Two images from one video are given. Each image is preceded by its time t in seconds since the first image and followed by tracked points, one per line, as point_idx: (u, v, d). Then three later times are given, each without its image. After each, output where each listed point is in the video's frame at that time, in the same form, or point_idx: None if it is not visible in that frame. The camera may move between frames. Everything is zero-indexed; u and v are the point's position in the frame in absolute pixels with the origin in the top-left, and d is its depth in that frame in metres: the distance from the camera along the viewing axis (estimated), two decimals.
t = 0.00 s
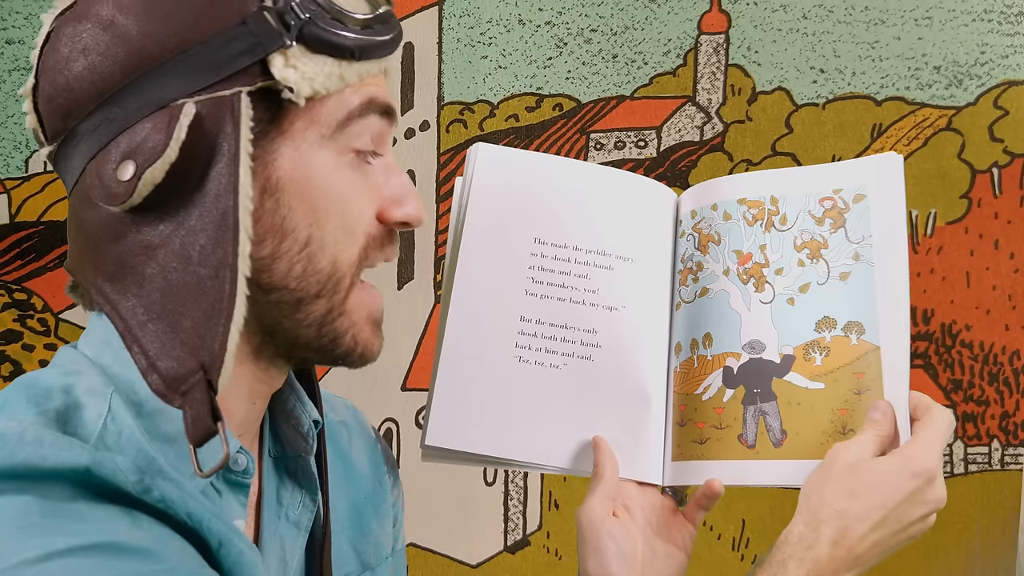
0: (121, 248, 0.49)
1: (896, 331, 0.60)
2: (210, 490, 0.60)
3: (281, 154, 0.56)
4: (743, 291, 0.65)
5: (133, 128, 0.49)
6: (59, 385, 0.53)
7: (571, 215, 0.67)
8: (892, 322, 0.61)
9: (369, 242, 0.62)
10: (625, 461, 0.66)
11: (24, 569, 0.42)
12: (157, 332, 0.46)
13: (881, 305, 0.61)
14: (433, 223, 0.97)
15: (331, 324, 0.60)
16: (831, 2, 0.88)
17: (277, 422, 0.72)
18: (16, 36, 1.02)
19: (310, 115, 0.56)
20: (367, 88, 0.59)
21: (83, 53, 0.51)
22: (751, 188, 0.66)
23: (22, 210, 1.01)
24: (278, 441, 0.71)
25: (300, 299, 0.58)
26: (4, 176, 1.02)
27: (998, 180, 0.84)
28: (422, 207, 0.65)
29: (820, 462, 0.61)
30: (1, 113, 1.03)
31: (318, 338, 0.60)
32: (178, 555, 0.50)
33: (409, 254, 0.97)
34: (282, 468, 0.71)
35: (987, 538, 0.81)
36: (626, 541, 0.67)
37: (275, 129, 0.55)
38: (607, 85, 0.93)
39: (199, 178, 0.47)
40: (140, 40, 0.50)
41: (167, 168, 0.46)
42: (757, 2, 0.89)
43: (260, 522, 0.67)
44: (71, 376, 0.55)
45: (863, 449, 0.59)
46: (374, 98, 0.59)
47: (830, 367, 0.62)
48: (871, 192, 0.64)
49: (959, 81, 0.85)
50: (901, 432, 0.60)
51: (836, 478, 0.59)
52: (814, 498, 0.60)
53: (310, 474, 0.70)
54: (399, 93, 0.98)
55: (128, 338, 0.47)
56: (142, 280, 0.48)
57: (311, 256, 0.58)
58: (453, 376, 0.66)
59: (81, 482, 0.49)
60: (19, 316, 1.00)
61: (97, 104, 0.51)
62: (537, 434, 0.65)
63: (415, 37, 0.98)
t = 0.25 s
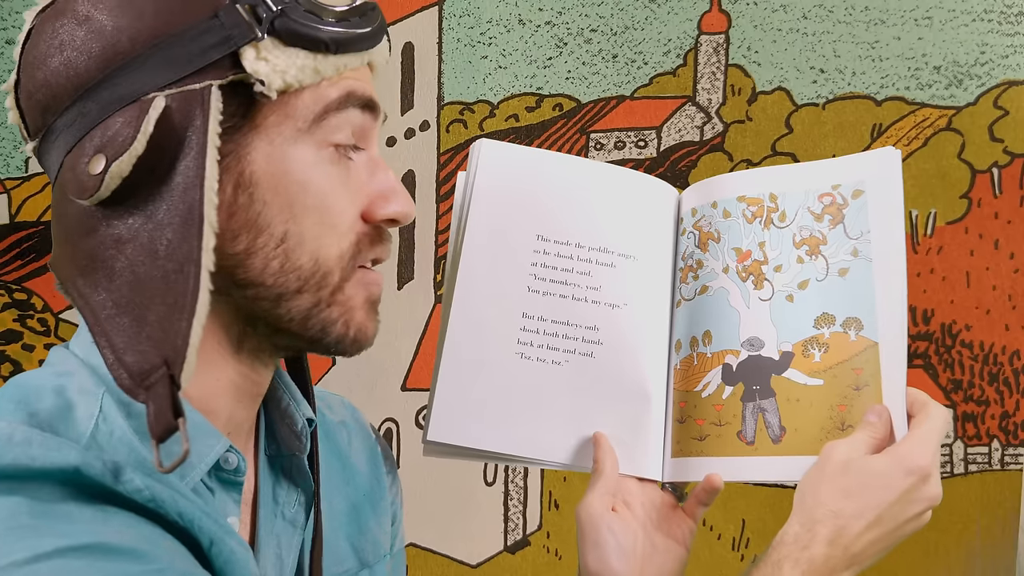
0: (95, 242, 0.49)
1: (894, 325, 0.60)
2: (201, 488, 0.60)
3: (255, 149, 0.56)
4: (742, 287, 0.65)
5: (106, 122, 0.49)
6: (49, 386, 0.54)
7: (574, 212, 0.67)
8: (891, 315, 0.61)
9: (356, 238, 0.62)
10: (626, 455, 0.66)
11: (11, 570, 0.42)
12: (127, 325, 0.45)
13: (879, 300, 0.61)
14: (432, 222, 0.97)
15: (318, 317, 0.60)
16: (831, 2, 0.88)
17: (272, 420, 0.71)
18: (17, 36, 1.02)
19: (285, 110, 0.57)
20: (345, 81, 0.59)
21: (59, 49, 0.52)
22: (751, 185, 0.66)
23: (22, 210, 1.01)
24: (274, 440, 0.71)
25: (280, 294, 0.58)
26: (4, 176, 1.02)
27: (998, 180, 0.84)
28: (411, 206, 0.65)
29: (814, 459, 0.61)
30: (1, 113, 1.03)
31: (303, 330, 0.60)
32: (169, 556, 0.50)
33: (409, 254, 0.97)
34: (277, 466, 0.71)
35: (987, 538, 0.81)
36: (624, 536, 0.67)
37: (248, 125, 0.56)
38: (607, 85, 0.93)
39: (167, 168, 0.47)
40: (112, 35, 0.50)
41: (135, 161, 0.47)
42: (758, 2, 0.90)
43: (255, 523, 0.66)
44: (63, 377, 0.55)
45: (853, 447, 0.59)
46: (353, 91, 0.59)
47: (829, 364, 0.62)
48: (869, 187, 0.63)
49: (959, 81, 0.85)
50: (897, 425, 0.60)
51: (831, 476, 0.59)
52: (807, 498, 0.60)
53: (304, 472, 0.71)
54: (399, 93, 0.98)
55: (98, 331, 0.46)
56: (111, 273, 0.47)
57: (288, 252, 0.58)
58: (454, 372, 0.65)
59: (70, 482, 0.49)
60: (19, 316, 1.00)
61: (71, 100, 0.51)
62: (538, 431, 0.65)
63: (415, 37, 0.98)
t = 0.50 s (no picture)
0: (115, 241, 0.49)
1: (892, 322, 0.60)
2: (203, 486, 0.60)
3: (274, 148, 0.56)
4: (740, 285, 0.65)
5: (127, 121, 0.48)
6: (50, 384, 0.53)
7: (573, 211, 0.67)
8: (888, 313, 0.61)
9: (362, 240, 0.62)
10: (625, 452, 0.66)
11: (11, 568, 0.42)
12: (153, 323, 0.46)
13: (876, 295, 0.61)
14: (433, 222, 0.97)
15: (327, 319, 0.61)
16: (831, 2, 0.88)
17: (272, 419, 0.72)
18: (17, 35, 1.02)
19: (303, 108, 0.57)
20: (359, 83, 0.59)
21: (76, 47, 0.51)
22: (749, 184, 0.66)
23: (22, 210, 1.01)
24: (274, 438, 0.71)
25: (293, 294, 0.58)
26: (4, 175, 1.02)
27: (998, 180, 0.84)
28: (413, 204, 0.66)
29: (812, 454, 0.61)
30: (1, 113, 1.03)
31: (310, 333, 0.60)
32: (168, 553, 0.50)
33: (409, 254, 0.97)
34: (277, 465, 0.71)
35: (987, 538, 0.81)
36: (624, 531, 0.67)
37: (268, 124, 0.55)
38: (607, 85, 0.93)
39: (194, 168, 0.47)
40: (132, 33, 0.50)
41: (161, 160, 0.46)
42: (757, 2, 0.90)
43: (255, 521, 0.67)
44: (63, 375, 0.55)
45: (852, 443, 0.59)
46: (366, 92, 0.59)
47: (829, 359, 0.62)
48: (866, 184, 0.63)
49: (959, 81, 0.85)
50: (896, 421, 0.60)
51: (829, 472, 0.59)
52: (806, 494, 0.60)
53: (304, 470, 0.70)
54: (399, 93, 0.98)
55: (122, 330, 0.47)
56: (135, 271, 0.48)
57: (304, 252, 0.58)
58: (454, 370, 0.66)
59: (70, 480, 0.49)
60: (19, 316, 1.00)
61: (89, 98, 0.50)
62: (537, 428, 0.65)
63: (415, 37, 0.98)
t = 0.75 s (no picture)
0: (126, 240, 0.50)
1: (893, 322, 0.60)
2: (202, 490, 0.59)
3: (285, 152, 0.56)
4: (737, 286, 0.65)
5: (141, 122, 0.49)
6: (52, 385, 0.54)
7: (573, 212, 0.67)
8: (886, 312, 0.60)
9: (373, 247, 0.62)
10: (624, 454, 0.66)
11: (10, 570, 0.42)
12: (165, 323, 0.49)
13: (874, 296, 0.61)
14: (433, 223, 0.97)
15: (336, 318, 0.60)
16: (831, 2, 0.88)
17: (270, 422, 0.72)
18: (16, 36, 1.02)
19: (315, 113, 0.57)
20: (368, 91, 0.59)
21: (92, 47, 0.51)
22: (747, 184, 0.66)
23: (22, 210, 1.01)
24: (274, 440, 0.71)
25: (302, 296, 0.58)
26: (4, 176, 1.02)
27: (998, 180, 0.84)
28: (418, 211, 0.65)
29: (808, 456, 0.61)
30: (1, 113, 1.03)
31: (321, 330, 0.60)
32: (167, 555, 0.50)
33: (409, 254, 0.97)
34: (276, 466, 0.71)
35: (987, 538, 0.81)
36: (622, 534, 0.67)
37: (280, 128, 0.56)
38: (607, 85, 0.93)
39: (208, 171, 0.49)
40: (148, 35, 0.50)
41: (175, 161, 0.47)
42: (757, 2, 0.89)
43: (253, 524, 0.66)
44: (64, 376, 0.55)
45: (850, 444, 0.59)
46: (376, 99, 0.60)
47: (828, 359, 0.62)
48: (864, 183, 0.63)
49: (959, 81, 0.85)
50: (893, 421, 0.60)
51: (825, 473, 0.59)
52: (803, 497, 0.60)
53: (304, 472, 0.71)
54: (399, 93, 0.98)
55: (133, 328, 0.50)
56: (146, 272, 0.50)
57: (313, 254, 0.58)
58: (454, 371, 0.66)
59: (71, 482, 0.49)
60: (19, 316, 1.00)
61: (102, 98, 0.51)
62: (536, 429, 0.65)
63: (415, 37, 0.98)
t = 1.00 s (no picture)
0: (135, 243, 0.50)
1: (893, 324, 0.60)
2: (202, 491, 0.60)
3: (291, 156, 0.56)
4: (734, 288, 0.65)
5: (148, 125, 0.49)
6: (53, 386, 0.53)
7: (569, 216, 0.67)
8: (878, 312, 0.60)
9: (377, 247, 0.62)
10: (621, 457, 0.66)
11: (8, 570, 0.43)
12: (172, 324, 0.48)
13: (869, 296, 0.61)
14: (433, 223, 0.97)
15: (342, 321, 0.60)
16: (831, 2, 0.88)
17: (269, 423, 0.71)
18: (17, 35, 1.02)
19: (321, 117, 0.57)
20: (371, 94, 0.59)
21: (98, 51, 0.51)
22: (741, 186, 0.66)
23: (22, 209, 1.01)
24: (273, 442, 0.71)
25: (307, 300, 0.58)
26: (4, 175, 1.02)
27: (998, 180, 0.84)
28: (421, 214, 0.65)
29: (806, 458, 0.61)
30: (1, 113, 1.03)
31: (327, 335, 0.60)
32: (166, 555, 0.50)
33: (410, 254, 0.97)
34: (276, 468, 0.71)
35: (987, 538, 0.81)
36: (619, 535, 0.67)
37: (287, 130, 0.56)
38: (607, 85, 0.93)
39: (218, 173, 0.49)
40: (155, 39, 0.50)
41: (184, 164, 0.47)
42: (757, 2, 0.89)
43: (253, 526, 0.66)
44: (64, 377, 0.55)
45: (846, 444, 0.59)
46: (379, 103, 0.60)
47: (823, 360, 0.62)
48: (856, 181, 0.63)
49: (959, 81, 0.85)
50: (888, 419, 0.59)
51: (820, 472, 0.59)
52: (798, 498, 0.60)
53: (303, 475, 0.71)
54: (399, 93, 0.98)
55: (140, 331, 0.49)
56: (155, 275, 0.49)
57: (320, 257, 0.58)
58: (453, 375, 0.66)
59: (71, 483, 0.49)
60: (19, 316, 1.00)
61: (109, 101, 0.51)
62: (535, 433, 0.65)
63: (415, 37, 0.98)
